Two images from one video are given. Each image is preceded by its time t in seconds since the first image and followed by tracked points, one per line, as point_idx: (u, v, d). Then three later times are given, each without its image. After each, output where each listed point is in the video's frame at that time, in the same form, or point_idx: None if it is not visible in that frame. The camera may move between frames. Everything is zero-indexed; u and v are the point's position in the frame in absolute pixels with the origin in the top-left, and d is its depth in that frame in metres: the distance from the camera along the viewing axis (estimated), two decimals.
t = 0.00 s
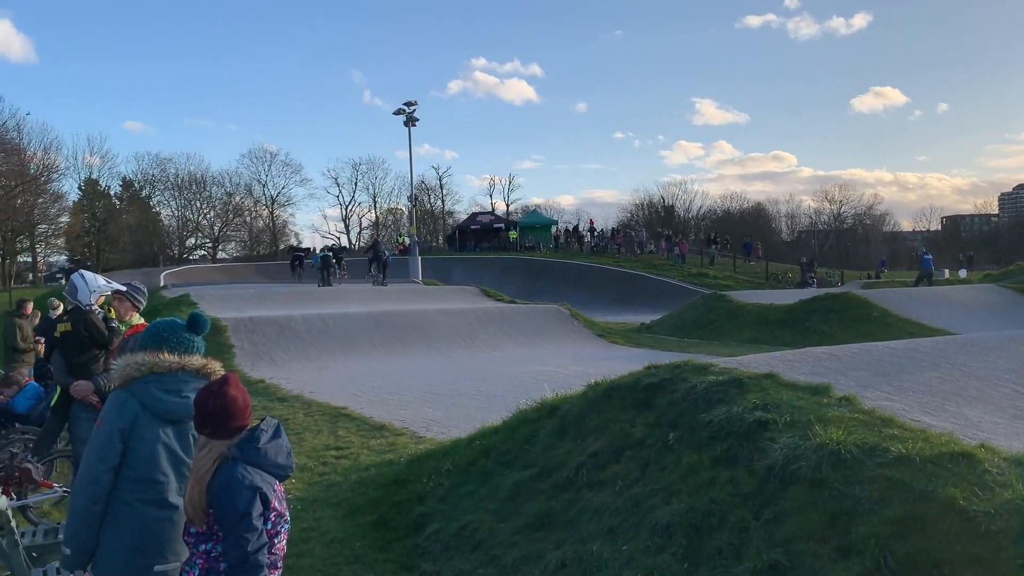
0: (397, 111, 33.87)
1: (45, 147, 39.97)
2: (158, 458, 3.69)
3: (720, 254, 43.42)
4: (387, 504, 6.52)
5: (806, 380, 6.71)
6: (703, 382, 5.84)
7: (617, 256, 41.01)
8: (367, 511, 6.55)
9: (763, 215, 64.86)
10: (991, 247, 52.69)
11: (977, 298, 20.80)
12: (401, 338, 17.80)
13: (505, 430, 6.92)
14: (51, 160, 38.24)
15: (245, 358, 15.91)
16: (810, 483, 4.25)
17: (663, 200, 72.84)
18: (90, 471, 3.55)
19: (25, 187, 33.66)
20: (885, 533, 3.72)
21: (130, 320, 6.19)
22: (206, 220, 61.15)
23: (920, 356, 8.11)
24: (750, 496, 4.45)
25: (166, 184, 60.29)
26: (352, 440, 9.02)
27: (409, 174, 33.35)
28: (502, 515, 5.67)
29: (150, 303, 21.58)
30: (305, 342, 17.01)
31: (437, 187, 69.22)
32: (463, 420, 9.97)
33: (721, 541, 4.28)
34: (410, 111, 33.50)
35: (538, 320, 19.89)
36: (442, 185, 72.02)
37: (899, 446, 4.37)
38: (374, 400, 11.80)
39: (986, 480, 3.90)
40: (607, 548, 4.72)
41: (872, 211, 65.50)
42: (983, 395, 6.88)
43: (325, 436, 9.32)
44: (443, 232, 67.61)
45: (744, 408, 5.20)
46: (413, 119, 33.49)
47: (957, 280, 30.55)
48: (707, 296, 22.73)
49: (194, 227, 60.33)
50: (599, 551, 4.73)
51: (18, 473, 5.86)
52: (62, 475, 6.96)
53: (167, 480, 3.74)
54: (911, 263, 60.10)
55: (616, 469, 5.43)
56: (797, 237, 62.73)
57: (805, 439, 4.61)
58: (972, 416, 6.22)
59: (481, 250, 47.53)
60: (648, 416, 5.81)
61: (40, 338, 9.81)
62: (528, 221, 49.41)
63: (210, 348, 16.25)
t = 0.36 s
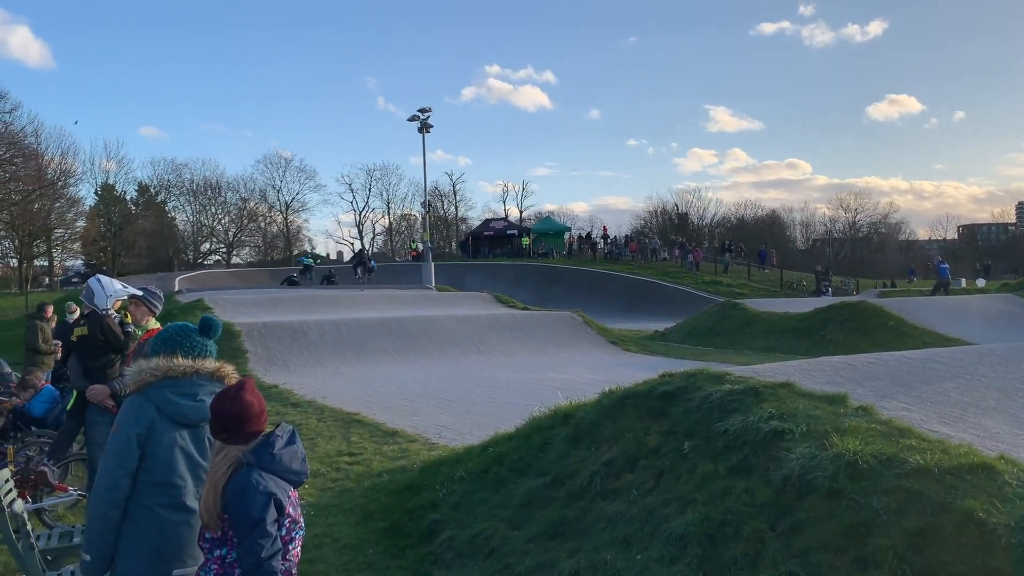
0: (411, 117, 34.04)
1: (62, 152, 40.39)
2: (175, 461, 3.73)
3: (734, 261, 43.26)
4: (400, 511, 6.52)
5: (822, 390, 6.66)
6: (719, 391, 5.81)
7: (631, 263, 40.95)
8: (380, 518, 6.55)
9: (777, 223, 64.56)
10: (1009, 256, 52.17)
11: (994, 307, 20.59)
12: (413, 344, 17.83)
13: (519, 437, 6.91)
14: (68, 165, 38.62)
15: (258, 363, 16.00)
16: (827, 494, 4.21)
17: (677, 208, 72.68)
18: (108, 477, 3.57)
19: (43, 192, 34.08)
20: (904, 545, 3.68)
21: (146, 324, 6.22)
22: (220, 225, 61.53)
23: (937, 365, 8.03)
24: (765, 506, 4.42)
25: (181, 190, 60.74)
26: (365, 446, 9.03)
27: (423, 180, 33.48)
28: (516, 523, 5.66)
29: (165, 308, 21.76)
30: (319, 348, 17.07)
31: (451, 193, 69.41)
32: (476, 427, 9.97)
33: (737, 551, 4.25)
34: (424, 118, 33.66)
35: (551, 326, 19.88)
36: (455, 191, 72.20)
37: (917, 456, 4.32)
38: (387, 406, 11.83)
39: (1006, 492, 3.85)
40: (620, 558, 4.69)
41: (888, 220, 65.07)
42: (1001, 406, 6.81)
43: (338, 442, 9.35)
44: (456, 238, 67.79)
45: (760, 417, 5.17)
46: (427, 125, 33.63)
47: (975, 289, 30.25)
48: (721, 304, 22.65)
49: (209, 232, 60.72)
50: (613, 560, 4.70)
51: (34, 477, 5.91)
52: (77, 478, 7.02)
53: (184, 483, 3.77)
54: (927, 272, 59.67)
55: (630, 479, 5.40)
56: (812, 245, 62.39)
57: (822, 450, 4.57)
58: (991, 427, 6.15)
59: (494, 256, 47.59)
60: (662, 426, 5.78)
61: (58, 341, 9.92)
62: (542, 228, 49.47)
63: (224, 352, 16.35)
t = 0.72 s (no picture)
0: (412, 126, 34.12)
1: (64, 160, 40.46)
2: (175, 470, 3.72)
3: (735, 270, 43.28)
4: (401, 520, 6.50)
5: (823, 400, 6.65)
6: (720, 400, 5.79)
7: (632, 272, 40.98)
8: (381, 528, 6.52)
9: (778, 232, 64.58)
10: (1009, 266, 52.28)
11: (995, 317, 20.58)
12: (414, 352, 17.82)
13: (519, 446, 6.90)
14: (70, 173, 38.67)
15: (259, 371, 15.97)
16: (829, 504, 4.20)
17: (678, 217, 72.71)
18: (109, 488, 3.56)
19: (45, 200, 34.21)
20: (906, 555, 3.67)
21: (146, 333, 6.21)
22: (222, 233, 61.63)
23: (939, 375, 8.01)
24: (767, 517, 4.40)
25: (183, 198, 60.84)
26: (365, 455, 9.01)
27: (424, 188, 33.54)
28: (517, 533, 5.64)
29: (166, 316, 21.74)
30: (319, 356, 17.05)
31: (452, 202, 69.51)
32: (476, 436, 9.96)
33: (738, 562, 4.23)
34: (426, 126, 33.73)
35: (552, 335, 19.89)
36: (456, 200, 72.28)
37: (919, 467, 4.31)
38: (387, 415, 11.80)
39: (1009, 503, 3.84)
40: (621, 568, 4.67)
41: (889, 229, 65.12)
42: (1003, 416, 6.80)
43: (338, 451, 9.33)
44: (457, 246, 67.82)
45: (762, 427, 5.15)
46: (429, 134, 33.74)
47: (975, 298, 30.26)
48: (723, 313, 22.64)
49: (210, 240, 60.75)
50: (614, 571, 4.68)
51: (33, 485, 5.89)
52: (77, 487, 6.99)
53: (185, 492, 3.77)
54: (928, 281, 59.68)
55: (632, 488, 5.38)
56: (813, 254, 62.39)
57: (824, 459, 4.56)
58: (992, 438, 6.14)
59: (494, 264, 47.60)
60: (664, 435, 5.76)
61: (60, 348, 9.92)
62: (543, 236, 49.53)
63: (225, 360, 16.33)
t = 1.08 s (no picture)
0: (402, 132, 34.11)
1: (52, 167, 40.20)
2: (165, 480, 3.70)
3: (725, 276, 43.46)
4: (391, 529, 6.47)
5: (812, 406, 6.68)
6: (710, 407, 5.81)
7: (622, 278, 41.09)
8: (371, 536, 6.49)
9: (767, 237, 64.92)
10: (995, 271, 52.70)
11: (981, 322, 20.74)
12: (404, 359, 17.77)
13: (510, 453, 6.90)
14: (58, 180, 38.43)
15: (248, 379, 15.89)
16: (817, 510, 4.21)
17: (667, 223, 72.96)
18: (97, 500, 3.53)
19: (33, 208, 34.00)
20: (893, 562, 3.68)
21: (136, 342, 6.18)
22: (211, 240, 61.38)
23: (926, 381, 8.06)
24: (756, 523, 4.41)
25: (172, 205, 60.55)
26: (356, 463, 8.98)
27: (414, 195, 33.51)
28: (507, 540, 5.63)
29: (155, 323, 21.60)
30: (309, 363, 16.98)
31: (442, 208, 69.49)
32: (466, 443, 9.95)
33: (728, 569, 4.24)
34: (415, 133, 33.73)
35: (543, 341, 19.92)
36: (446, 206, 72.29)
37: (907, 473, 4.33)
38: (377, 422, 11.75)
39: (995, 508, 3.86)
40: None
41: (877, 234, 65.56)
42: (991, 421, 6.85)
43: (328, 459, 9.29)
44: (448, 252, 67.81)
45: (750, 433, 5.17)
46: (419, 141, 33.76)
47: (962, 304, 30.51)
48: (712, 318, 22.71)
49: (199, 247, 60.45)
50: None
51: (21, 495, 5.83)
52: (65, 497, 6.92)
53: (175, 501, 3.74)
54: (916, 286, 60.11)
55: (622, 495, 5.39)
56: (801, 259, 62.73)
57: (812, 466, 4.58)
58: (978, 443, 6.19)
59: (485, 271, 47.63)
60: (654, 442, 5.77)
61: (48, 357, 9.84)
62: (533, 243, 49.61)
63: (215, 368, 16.23)
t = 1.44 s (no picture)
0: (389, 134, 34.03)
1: (36, 168, 39.82)
2: (147, 480, 3.68)
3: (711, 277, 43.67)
4: (378, 530, 6.46)
5: (797, 406, 6.72)
6: (696, 407, 5.83)
7: (609, 279, 41.18)
8: (358, 538, 6.47)
9: (754, 239, 65.25)
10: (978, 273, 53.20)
11: (964, 322, 20.95)
12: (392, 361, 17.72)
13: (497, 454, 6.90)
14: (42, 181, 38.06)
15: (235, 382, 15.79)
16: (802, 509, 4.24)
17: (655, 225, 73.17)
18: (80, 503, 3.50)
19: (16, 210, 33.66)
20: (876, 561, 3.71)
21: (123, 344, 6.12)
22: (197, 242, 61.00)
23: (910, 381, 8.13)
24: (741, 523, 4.43)
25: (158, 207, 60.15)
26: (342, 465, 8.95)
27: (402, 196, 33.44)
28: (494, 541, 5.63)
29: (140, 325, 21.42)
30: (296, 366, 16.90)
31: (430, 210, 69.41)
32: (454, 444, 9.93)
33: (714, 568, 4.25)
34: (403, 134, 33.65)
35: (530, 342, 19.94)
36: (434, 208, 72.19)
37: (891, 472, 4.36)
38: (365, 424, 11.71)
39: (977, 507, 3.90)
40: None
41: (862, 236, 66.04)
42: (973, 421, 6.92)
43: (315, 461, 9.25)
44: (436, 254, 67.73)
45: (736, 434, 5.19)
46: (406, 142, 33.70)
47: (945, 305, 30.80)
48: (700, 319, 22.80)
49: (186, 249, 60.06)
50: None
51: (4, 498, 5.76)
52: (49, 500, 6.85)
53: (159, 501, 3.71)
54: (901, 287, 60.59)
55: (608, 496, 5.39)
56: (787, 261, 63.09)
57: (797, 466, 4.61)
58: (962, 442, 6.24)
59: (473, 273, 47.60)
60: (640, 443, 5.78)
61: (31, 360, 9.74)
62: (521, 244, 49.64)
63: (200, 370, 16.13)
